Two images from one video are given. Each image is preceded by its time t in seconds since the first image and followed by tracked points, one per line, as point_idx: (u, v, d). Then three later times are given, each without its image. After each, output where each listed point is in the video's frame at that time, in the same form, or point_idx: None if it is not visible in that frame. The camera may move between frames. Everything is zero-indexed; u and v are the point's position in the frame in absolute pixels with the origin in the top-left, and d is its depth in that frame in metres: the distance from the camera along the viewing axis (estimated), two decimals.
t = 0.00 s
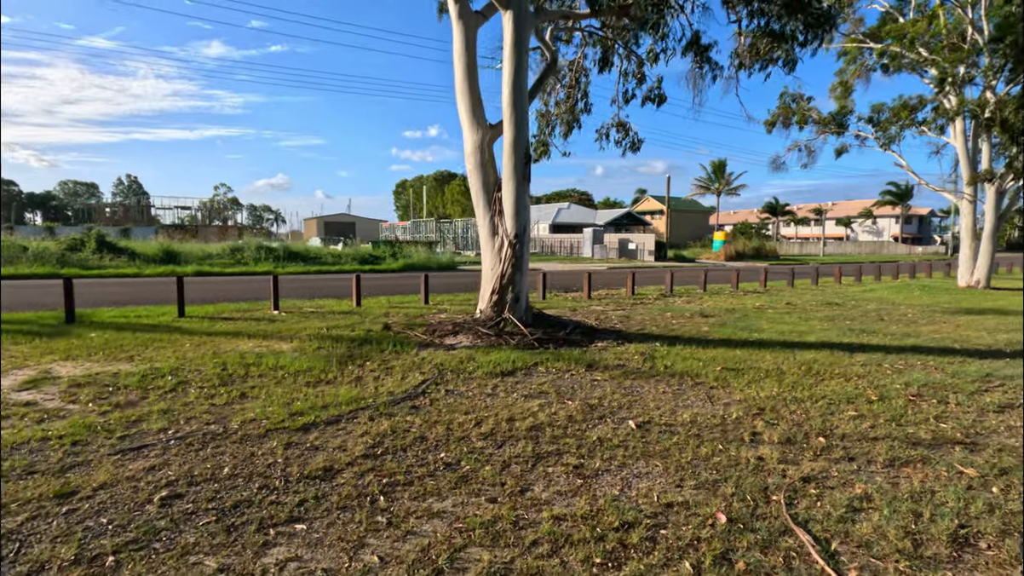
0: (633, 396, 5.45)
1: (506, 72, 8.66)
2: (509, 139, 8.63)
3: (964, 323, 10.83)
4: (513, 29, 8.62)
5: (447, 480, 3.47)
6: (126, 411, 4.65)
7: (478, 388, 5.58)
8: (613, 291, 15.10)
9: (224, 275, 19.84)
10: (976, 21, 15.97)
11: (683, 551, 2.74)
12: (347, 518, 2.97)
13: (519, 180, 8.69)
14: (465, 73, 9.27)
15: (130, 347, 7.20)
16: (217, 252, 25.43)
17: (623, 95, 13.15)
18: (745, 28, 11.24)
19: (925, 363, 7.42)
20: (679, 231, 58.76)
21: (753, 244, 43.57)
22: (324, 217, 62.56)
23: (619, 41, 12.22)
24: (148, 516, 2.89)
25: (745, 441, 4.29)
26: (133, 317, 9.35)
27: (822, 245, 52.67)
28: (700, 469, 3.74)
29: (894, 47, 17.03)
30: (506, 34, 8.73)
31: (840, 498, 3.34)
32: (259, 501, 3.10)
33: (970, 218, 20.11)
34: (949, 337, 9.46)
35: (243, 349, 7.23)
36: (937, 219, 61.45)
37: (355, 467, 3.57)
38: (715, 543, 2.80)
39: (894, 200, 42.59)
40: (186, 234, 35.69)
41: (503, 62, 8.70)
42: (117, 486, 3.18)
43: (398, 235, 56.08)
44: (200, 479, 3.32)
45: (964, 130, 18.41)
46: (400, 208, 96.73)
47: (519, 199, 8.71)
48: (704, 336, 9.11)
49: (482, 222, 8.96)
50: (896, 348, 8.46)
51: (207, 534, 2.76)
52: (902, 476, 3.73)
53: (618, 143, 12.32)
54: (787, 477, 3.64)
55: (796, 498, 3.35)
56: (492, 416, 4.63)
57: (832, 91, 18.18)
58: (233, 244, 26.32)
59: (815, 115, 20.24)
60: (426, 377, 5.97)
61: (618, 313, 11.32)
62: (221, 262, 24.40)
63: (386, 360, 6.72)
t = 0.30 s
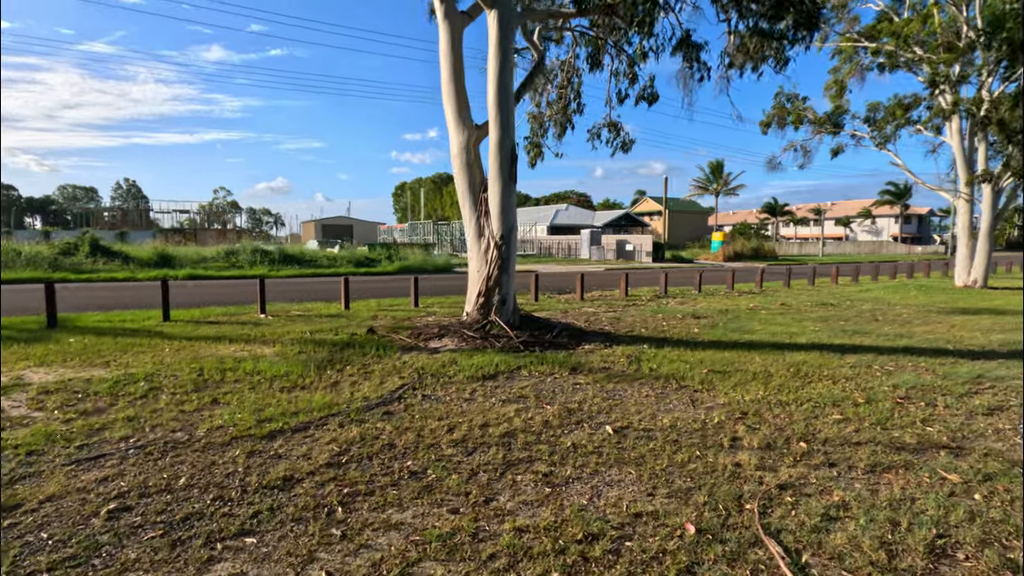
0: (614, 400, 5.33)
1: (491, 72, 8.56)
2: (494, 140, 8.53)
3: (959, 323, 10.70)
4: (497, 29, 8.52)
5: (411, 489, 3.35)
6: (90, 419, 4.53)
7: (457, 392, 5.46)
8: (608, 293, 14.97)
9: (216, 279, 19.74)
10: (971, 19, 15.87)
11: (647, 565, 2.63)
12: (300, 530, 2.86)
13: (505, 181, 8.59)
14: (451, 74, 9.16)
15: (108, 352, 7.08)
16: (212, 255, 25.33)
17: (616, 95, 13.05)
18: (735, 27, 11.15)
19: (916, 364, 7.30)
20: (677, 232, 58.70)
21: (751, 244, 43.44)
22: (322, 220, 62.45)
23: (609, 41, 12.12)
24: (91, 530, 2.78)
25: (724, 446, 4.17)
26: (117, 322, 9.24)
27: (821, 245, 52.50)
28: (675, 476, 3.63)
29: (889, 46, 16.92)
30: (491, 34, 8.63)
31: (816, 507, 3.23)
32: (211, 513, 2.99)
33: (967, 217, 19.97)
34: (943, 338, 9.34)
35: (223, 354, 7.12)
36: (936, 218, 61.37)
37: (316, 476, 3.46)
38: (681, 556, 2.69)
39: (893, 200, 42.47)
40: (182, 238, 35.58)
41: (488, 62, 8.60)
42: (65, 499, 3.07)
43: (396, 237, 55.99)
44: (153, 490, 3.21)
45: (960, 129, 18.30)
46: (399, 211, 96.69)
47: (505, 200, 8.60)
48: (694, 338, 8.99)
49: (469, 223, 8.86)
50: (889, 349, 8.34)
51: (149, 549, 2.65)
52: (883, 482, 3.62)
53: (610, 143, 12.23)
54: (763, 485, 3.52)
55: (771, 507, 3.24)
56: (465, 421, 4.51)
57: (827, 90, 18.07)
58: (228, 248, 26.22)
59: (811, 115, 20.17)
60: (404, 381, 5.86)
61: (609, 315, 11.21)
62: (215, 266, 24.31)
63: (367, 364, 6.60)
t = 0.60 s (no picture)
0: (596, 407, 5.15)
1: (477, 71, 8.41)
2: (480, 140, 8.37)
3: (957, 324, 10.50)
4: (483, 29, 8.37)
5: (369, 504, 3.19)
6: (49, 429, 4.36)
7: (434, 399, 5.29)
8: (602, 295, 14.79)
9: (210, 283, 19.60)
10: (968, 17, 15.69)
11: None
12: (242, 550, 2.69)
13: (492, 182, 8.43)
14: (437, 73, 9.00)
15: (83, 358, 6.91)
16: (208, 259, 25.20)
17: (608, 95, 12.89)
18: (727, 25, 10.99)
19: (912, 367, 7.10)
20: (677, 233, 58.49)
21: (752, 245, 43.15)
22: (321, 224, 62.36)
23: (601, 40, 11.97)
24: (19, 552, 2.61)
25: (705, 456, 3.99)
26: (99, 327, 9.08)
27: (822, 245, 52.23)
28: (649, 488, 3.45)
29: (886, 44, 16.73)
30: (477, 32, 8.47)
31: (797, 521, 3.05)
32: (151, 531, 2.82)
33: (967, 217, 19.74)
34: (940, 340, 9.14)
35: (200, 359, 6.95)
36: (938, 218, 61.07)
37: (270, 490, 3.28)
38: None
39: (894, 200, 42.24)
40: (180, 242, 35.46)
41: (473, 61, 8.44)
42: None
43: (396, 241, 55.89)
44: (95, 506, 3.04)
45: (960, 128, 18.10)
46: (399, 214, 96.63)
47: (491, 202, 8.45)
48: (686, 341, 8.81)
49: (455, 225, 8.70)
50: (884, 352, 8.15)
51: (78, 572, 2.48)
52: (869, 494, 3.44)
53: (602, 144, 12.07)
54: (741, 498, 3.33)
55: (747, 522, 3.06)
56: (438, 430, 4.34)
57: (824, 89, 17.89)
58: (223, 252, 26.08)
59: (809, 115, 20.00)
60: (381, 387, 5.69)
61: (601, 318, 11.03)
62: (211, 270, 24.17)
63: (346, 370, 6.44)
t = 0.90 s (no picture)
0: (577, 415, 5.01)
1: (464, 71, 8.30)
2: (467, 141, 8.26)
3: (955, 326, 10.34)
4: (470, 29, 8.27)
5: (328, 519, 3.07)
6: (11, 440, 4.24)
7: (411, 407, 5.16)
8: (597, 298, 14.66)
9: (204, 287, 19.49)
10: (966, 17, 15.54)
11: None
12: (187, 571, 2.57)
13: (479, 185, 8.32)
14: (425, 74, 8.89)
15: (61, 365, 6.80)
16: (204, 263, 25.13)
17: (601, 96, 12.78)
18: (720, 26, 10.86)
19: (906, 371, 6.94)
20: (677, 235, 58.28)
21: (752, 246, 42.92)
22: (321, 227, 62.30)
23: (593, 41, 11.85)
24: None
25: (684, 467, 3.85)
26: (83, 333, 8.97)
27: (823, 246, 51.99)
28: (621, 501, 3.32)
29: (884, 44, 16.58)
30: (463, 32, 8.36)
31: (773, 537, 2.91)
32: (94, 551, 2.70)
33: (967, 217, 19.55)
34: (937, 343, 8.98)
35: (180, 366, 6.82)
36: (940, 219, 60.77)
37: (226, 505, 3.16)
38: None
39: (895, 201, 42.01)
40: (178, 245, 35.40)
41: (461, 62, 8.34)
42: None
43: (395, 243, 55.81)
44: (41, 524, 2.92)
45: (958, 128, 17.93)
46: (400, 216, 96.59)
47: (479, 204, 8.34)
48: (677, 345, 8.66)
49: (442, 228, 8.58)
50: (879, 355, 7.99)
51: None
52: (851, 508, 3.30)
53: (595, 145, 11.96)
54: (717, 512, 3.20)
55: (720, 538, 2.92)
56: (410, 440, 4.21)
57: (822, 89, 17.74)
58: (220, 256, 26.00)
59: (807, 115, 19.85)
60: (359, 395, 5.56)
61: (593, 321, 10.90)
62: (207, 274, 24.09)
63: (326, 377, 6.31)
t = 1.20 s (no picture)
0: (556, 419, 4.89)
1: (450, 70, 8.20)
2: (453, 141, 8.16)
3: (952, 328, 10.19)
4: (455, 28, 8.17)
5: (282, 529, 2.96)
6: None
7: (387, 411, 5.05)
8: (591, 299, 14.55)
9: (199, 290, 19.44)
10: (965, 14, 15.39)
11: None
12: None
13: (465, 185, 8.22)
14: (411, 73, 8.79)
15: (39, 369, 6.71)
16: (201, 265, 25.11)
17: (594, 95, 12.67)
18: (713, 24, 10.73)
19: (899, 374, 6.79)
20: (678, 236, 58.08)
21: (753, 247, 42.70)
22: (321, 229, 62.32)
23: (585, 40, 11.73)
24: None
25: (658, 474, 3.73)
26: (68, 336, 8.89)
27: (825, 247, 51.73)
28: (588, 510, 3.20)
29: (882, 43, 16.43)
30: (449, 30, 8.26)
31: (742, 549, 2.80)
32: (30, 565, 2.59)
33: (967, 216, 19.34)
34: (933, 344, 8.83)
35: (159, 370, 6.73)
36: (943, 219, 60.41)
37: (178, 516, 3.06)
38: None
39: (897, 200, 41.74)
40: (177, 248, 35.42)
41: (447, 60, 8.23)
42: None
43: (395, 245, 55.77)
44: None
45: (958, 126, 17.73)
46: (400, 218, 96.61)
47: (465, 205, 8.24)
48: (667, 346, 8.53)
49: (429, 229, 8.48)
50: (872, 357, 7.84)
51: None
52: (827, 517, 3.18)
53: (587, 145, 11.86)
54: (686, 522, 3.08)
55: (686, 550, 2.81)
56: (380, 446, 4.10)
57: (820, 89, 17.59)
58: (217, 258, 25.97)
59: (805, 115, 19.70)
60: (336, 399, 5.46)
61: (584, 323, 10.79)
62: (204, 276, 24.06)
63: (306, 380, 6.20)
